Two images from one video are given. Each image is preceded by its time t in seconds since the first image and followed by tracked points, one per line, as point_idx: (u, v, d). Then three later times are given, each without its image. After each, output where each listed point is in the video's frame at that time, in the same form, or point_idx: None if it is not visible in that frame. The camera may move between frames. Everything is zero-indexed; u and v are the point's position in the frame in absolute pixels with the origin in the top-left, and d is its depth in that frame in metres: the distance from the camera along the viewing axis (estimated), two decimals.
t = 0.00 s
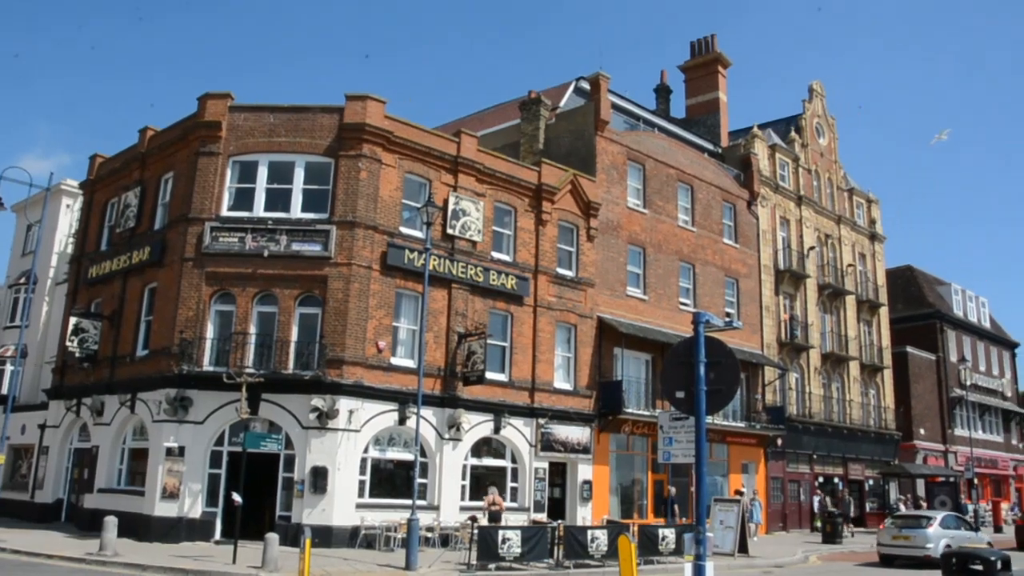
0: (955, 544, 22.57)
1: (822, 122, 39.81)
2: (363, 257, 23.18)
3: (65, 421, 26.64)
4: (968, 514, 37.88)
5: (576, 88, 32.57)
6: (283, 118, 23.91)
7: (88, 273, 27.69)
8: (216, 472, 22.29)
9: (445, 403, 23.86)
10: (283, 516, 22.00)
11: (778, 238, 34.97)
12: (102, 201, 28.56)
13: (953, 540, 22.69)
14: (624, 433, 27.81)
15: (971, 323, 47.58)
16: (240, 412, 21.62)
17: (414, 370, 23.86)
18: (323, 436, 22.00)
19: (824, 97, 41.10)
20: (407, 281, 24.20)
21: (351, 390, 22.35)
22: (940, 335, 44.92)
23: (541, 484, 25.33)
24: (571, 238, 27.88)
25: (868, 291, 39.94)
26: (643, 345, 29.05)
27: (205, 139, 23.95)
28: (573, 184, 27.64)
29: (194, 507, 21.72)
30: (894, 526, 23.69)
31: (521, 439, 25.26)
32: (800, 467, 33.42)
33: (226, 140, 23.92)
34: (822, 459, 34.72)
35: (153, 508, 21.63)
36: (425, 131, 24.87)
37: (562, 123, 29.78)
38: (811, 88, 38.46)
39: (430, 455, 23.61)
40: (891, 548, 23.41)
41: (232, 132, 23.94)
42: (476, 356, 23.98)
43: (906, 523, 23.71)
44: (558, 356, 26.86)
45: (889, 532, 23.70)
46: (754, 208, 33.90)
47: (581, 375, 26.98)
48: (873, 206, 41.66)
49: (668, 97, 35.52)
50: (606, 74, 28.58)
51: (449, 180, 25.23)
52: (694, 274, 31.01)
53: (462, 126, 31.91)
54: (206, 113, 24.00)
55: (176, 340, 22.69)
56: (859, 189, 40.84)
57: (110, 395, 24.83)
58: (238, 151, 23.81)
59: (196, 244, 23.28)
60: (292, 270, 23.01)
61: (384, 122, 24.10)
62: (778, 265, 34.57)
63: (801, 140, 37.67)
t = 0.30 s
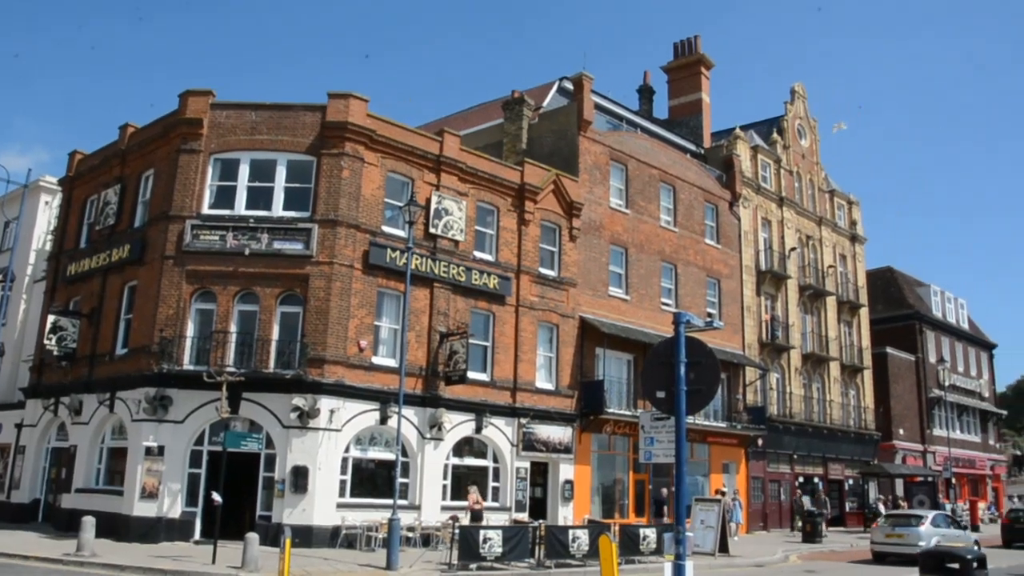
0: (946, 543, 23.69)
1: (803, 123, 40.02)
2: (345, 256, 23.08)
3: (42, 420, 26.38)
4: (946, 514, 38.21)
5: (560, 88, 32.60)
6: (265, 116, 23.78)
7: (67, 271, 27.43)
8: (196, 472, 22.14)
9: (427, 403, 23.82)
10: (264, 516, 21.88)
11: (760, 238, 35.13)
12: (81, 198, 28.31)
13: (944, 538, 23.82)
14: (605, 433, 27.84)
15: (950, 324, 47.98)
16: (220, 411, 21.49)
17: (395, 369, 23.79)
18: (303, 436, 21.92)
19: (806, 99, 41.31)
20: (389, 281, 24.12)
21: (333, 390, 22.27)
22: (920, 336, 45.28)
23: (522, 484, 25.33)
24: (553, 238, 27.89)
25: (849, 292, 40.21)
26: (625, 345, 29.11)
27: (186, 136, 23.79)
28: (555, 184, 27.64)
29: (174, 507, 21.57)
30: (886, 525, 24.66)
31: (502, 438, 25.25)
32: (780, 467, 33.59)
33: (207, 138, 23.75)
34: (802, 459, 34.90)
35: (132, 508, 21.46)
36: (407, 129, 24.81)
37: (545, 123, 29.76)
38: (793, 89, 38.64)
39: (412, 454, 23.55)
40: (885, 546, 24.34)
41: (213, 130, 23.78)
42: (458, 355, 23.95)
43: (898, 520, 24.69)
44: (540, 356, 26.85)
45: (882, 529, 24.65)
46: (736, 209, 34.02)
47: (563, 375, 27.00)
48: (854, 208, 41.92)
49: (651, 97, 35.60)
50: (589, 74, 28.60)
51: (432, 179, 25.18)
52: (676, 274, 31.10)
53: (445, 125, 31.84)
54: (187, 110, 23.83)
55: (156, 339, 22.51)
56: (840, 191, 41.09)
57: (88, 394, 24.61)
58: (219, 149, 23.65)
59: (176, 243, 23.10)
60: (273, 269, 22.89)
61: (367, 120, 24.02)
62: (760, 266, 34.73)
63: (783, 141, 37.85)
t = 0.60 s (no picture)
0: (933, 541, 25.22)
1: (785, 125, 40.23)
2: (326, 255, 22.99)
3: (19, 419, 26.11)
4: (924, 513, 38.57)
5: (542, 88, 32.63)
6: (246, 114, 23.65)
7: (45, 269, 27.17)
8: (175, 472, 21.99)
9: (408, 403, 23.77)
10: (243, 516, 21.76)
11: (741, 239, 35.28)
12: (59, 196, 28.06)
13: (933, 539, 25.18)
14: (586, 433, 27.89)
15: (928, 325, 48.37)
16: (199, 411, 21.35)
17: (377, 369, 23.72)
18: (284, 436, 21.81)
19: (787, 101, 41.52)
20: (371, 280, 24.05)
21: (313, 389, 22.18)
22: (899, 337, 45.64)
23: (503, 484, 25.33)
24: (535, 238, 27.89)
25: (829, 293, 40.47)
26: (607, 345, 29.16)
27: (166, 134, 23.62)
28: (537, 184, 27.64)
29: (152, 508, 21.41)
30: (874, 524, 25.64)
31: (483, 438, 25.23)
32: (761, 467, 33.76)
33: (188, 136, 23.60)
34: (782, 459, 35.07)
35: (110, 509, 21.28)
36: (390, 129, 24.74)
37: (528, 123, 29.76)
38: (774, 92, 38.83)
39: (393, 454, 23.49)
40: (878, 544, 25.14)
41: (194, 128, 23.63)
42: (439, 355, 23.90)
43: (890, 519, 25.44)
44: (522, 356, 26.85)
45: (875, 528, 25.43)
46: (718, 210, 34.16)
47: (544, 375, 27.02)
48: (834, 210, 42.18)
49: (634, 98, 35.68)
50: (572, 75, 28.62)
51: (414, 179, 25.13)
52: (657, 275, 31.19)
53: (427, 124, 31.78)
54: (168, 108, 23.65)
55: (135, 338, 22.33)
56: (820, 193, 41.33)
57: (65, 393, 24.39)
58: (200, 147, 23.50)
59: (156, 241, 22.93)
60: (254, 268, 22.77)
61: (349, 119, 23.94)
62: (741, 267, 34.89)
63: (764, 143, 38.04)
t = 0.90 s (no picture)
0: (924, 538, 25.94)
1: (767, 126, 40.39)
2: (309, 254, 22.90)
3: None
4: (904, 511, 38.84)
5: (527, 87, 32.64)
6: (228, 112, 23.52)
7: (24, 267, 26.91)
8: (156, 471, 21.84)
9: (390, 402, 23.72)
10: (225, 515, 21.63)
11: (724, 239, 35.40)
12: (39, 193, 27.82)
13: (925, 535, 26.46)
14: (569, 433, 27.92)
15: (909, 325, 48.70)
16: (181, 410, 21.20)
17: (359, 368, 23.64)
18: (266, 435, 21.72)
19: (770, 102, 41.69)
20: (353, 279, 23.97)
21: (296, 388, 22.09)
22: (880, 337, 45.94)
23: (486, 483, 25.32)
24: (518, 238, 27.87)
25: (811, 293, 40.68)
26: (589, 345, 29.20)
27: (148, 132, 23.45)
28: (521, 183, 27.63)
29: (133, 507, 21.26)
30: (869, 520, 26.68)
31: (466, 438, 25.20)
32: (743, 466, 33.89)
33: (170, 133, 23.45)
34: (764, 458, 35.23)
35: (90, 509, 21.11)
36: (373, 127, 24.66)
37: (512, 122, 29.73)
38: (758, 92, 38.98)
39: (375, 453, 23.43)
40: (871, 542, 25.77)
41: (176, 126, 23.47)
42: (422, 354, 23.86)
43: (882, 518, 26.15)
44: (505, 355, 26.83)
45: (868, 527, 26.04)
46: (701, 210, 34.26)
47: (527, 375, 27.02)
48: (816, 210, 42.40)
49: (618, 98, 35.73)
50: (557, 74, 28.61)
51: (397, 177, 25.07)
52: (640, 275, 31.25)
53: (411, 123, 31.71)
54: (149, 105, 23.48)
55: (116, 336, 22.16)
56: (803, 193, 41.53)
57: (45, 392, 24.17)
58: (182, 145, 23.35)
59: (137, 239, 22.76)
60: (236, 266, 22.64)
61: (332, 118, 23.85)
62: (724, 267, 35.02)
63: (747, 144, 38.19)
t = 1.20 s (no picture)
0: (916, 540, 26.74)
1: (750, 130, 40.59)
2: (291, 255, 22.81)
3: None
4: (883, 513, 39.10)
5: (510, 89, 32.67)
6: (211, 112, 23.40)
7: (2, 266, 26.66)
8: (135, 473, 21.67)
9: (372, 403, 23.65)
10: (206, 518, 21.49)
11: (706, 242, 35.54)
12: (18, 191, 27.57)
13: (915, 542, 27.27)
14: (552, 435, 27.92)
15: (889, 328, 49.05)
16: (161, 411, 21.06)
17: (341, 369, 23.57)
18: (247, 437, 21.61)
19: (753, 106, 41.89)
20: (335, 280, 23.89)
21: (277, 390, 21.99)
22: (862, 340, 46.24)
23: (468, 486, 25.29)
24: (501, 240, 27.87)
25: (793, 296, 40.89)
26: (572, 347, 29.22)
27: (129, 131, 23.31)
28: (504, 185, 27.63)
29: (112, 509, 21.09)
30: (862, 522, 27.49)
31: (448, 440, 25.16)
32: (725, 468, 34.01)
33: (152, 133, 23.30)
34: (745, 461, 35.36)
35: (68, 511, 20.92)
36: (356, 128, 24.60)
37: (495, 124, 29.72)
38: (741, 96, 39.16)
39: (357, 455, 23.36)
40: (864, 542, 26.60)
41: (158, 125, 23.33)
42: (404, 356, 23.81)
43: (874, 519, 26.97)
44: (487, 357, 26.80)
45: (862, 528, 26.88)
46: (684, 213, 34.38)
47: (510, 377, 27.01)
48: (798, 214, 42.64)
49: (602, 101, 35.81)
50: (540, 77, 28.65)
51: (380, 179, 25.02)
52: (623, 278, 31.32)
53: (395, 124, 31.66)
54: (131, 104, 23.33)
55: (95, 337, 21.99)
56: (785, 196, 41.76)
57: (23, 393, 23.94)
58: (164, 144, 23.21)
59: (117, 239, 22.59)
60: (217, 266, 22.52)
61: (315, 118, 23.77)
62: (706, 269, 35.15)
63: (730, 147, 38.36)
